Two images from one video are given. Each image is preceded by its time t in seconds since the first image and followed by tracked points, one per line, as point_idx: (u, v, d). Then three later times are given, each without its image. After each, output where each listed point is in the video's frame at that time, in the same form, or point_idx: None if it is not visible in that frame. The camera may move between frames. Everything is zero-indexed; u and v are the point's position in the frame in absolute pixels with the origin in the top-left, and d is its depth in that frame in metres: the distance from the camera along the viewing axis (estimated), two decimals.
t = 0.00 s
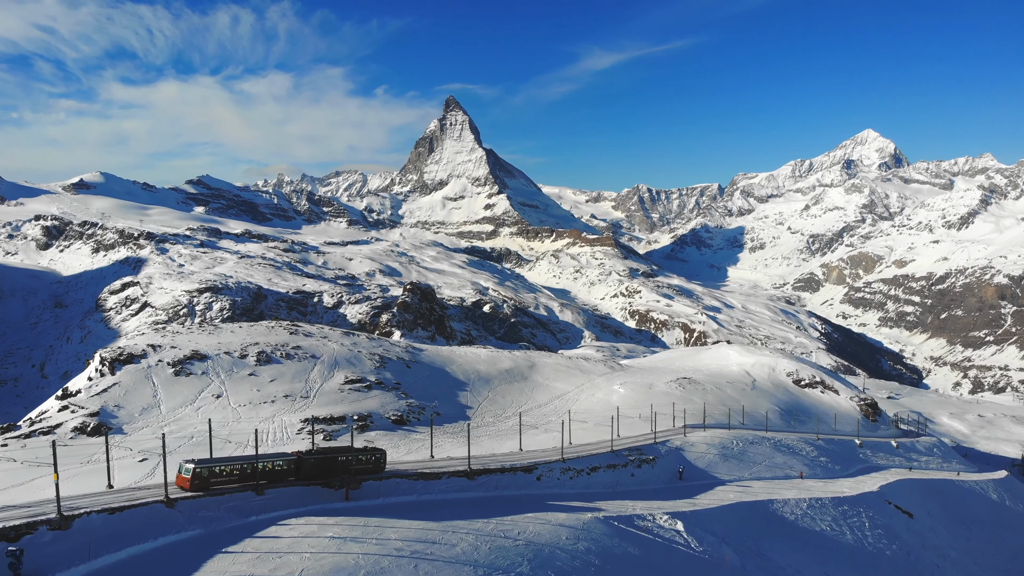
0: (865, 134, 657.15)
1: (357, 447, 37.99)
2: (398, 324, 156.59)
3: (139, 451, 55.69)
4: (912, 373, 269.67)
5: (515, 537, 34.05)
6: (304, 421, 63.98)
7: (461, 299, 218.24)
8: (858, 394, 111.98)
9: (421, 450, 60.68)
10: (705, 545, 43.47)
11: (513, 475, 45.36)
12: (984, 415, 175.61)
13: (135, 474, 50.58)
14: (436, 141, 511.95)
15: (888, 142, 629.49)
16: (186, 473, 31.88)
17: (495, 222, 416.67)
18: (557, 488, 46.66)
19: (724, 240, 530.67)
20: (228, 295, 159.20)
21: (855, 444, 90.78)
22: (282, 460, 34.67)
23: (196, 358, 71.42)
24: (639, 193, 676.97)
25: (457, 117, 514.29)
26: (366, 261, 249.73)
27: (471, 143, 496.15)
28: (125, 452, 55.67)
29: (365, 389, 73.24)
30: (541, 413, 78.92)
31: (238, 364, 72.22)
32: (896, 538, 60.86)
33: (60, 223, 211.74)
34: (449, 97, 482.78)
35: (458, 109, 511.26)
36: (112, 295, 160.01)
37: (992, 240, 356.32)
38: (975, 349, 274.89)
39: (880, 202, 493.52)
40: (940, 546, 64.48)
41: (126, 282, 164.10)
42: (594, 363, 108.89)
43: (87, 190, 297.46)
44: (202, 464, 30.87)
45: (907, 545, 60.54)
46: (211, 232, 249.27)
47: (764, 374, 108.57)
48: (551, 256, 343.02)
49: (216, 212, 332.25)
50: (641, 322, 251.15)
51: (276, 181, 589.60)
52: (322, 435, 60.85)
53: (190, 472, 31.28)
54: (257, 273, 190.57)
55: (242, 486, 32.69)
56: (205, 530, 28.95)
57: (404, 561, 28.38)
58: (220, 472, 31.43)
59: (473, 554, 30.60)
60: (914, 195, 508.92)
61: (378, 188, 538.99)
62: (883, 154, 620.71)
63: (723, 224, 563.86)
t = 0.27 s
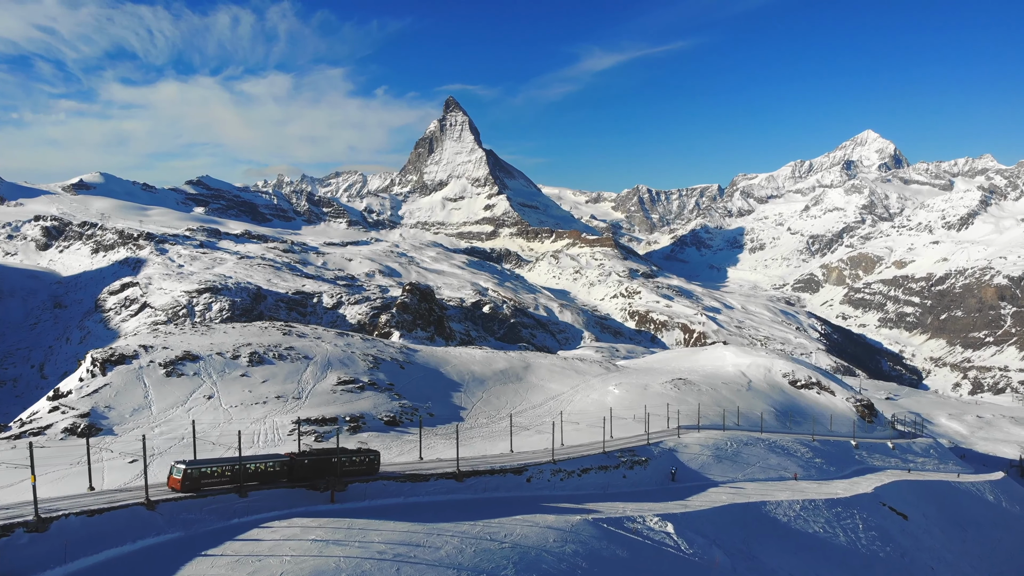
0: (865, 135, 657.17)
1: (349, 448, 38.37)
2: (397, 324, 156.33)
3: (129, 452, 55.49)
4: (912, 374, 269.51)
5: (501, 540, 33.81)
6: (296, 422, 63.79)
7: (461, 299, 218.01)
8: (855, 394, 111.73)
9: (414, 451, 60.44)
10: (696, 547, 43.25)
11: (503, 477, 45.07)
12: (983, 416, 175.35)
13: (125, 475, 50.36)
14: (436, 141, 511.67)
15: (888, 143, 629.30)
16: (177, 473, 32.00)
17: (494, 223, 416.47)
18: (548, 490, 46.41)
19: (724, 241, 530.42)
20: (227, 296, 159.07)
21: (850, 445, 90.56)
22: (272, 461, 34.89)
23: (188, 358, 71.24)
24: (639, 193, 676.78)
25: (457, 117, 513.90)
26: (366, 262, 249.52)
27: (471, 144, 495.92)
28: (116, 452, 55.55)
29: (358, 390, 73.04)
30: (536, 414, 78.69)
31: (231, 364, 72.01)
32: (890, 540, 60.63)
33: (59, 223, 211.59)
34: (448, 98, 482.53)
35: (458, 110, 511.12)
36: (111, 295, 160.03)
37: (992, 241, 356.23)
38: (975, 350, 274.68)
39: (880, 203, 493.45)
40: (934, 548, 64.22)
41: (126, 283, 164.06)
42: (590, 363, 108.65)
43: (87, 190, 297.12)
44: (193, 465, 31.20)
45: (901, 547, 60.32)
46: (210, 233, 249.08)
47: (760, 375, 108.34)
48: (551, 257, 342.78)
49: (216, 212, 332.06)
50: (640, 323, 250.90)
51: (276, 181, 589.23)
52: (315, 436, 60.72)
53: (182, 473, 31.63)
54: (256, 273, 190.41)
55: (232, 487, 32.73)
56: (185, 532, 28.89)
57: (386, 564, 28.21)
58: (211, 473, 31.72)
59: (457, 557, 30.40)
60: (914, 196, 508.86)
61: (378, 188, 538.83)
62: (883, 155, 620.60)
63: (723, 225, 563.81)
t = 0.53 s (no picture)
0: (865, 135, 657.14)
1: (345, 449, 38.18)
2: (396, 324, 156.01)
3: (121, 452, 55.36)
4: (911, 374, 269.35)
5: (489, 541, 33.55)
6: (289, 423, 63.53)
7: (461, 300, 217.82)
8: (851, 395, 111.46)
9: (408, 453, 60.29)
10: (687, 549, 43.03)
11: (493, 478, 44.77)
12: (981, 417, 175.20)
13: (116, 476, 50.17)
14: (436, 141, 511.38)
15: (887, 143, 628.77)
16: (168, 476, 32.07)
17: (494, 223, 416.26)
18: (539, 491, 46.18)
19: (724, 241, 530.17)
20: (227, 296, 158.86)
21: (847, 446, 90.35)
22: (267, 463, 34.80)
23: (181, 359, 70.95)
24: (639, 193, 676.46)
25: (457, 118, 513.68)
26: (366, 262, 249.28)
27: (470, 144, 495.66)
28: (108, 453, 55.37)
29: (352, 391, 72.79)
30: (531, 415, 78.60)
31: (223, 364, 71.74)
32: (885, 541, 60.43)
33: (59, 223, 211.26)
34: (448, 98, 482.20)
35: (458, 110, 510.90)
36: (111, 295, 159.96)
37: (992, 241, 356.16)
38: (974, 350, 274.56)
39: (880, 204, 493.30)
40: (930, 550, 64.00)
41: (125, 282, 163.92)
42: (585, 364, 108.41)
43: (87, 190, 296.84)
44: (183, 465, 31.50)
45: (895, 548, 60.09)
46: (210, 233, 248.80)
47: (756, 375, 108.16)
48: (551, 257, 342.54)
49: (216, 212, 331.72)
50: (640, 323, 250.71)
51: (276, 181, 588.76)
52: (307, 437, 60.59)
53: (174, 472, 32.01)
54: (256, 273, 190.13)
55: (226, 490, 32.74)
56: (168, 534, 28.79)
57: (370, 567, 27.94)
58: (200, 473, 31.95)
59: (443, 560, 30.16)
60: (914, 196, 508.63)
61: (378, 188, 538.51)
62: (883, 155, 620.50)
63: (723, 225, 563.68)
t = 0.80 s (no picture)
0: (865, 136, 657.16)
1: (338, 452, 38.62)
2: (395, 325, 155.72)
3: (110, 454, 55.09)
4: (911, 375, 269.15)
5: (473, 545, 33.30)
6: (280, 425, 63.29)
7: (460, 300, 217.66)
8: (848, 396, 111.20)
9: (399, 454, 60.11)
10: (677, 551, 42.80)
11: (481, 480, 44.53)
12: (980, 417, 174.91)
13: (104, 478, 49.91)
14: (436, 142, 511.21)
15: (887, 144, 627.82)
16: (159, 477, 32.39)
17: (494, 223, 416.00)
18: (528, 493, 45.95)
19: (724, 242, 530.06)
20: (226, 296, 158.62)
21: (842, 447, 90.18)
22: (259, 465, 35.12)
23: (172, 360, 70.65)
24: (639, 194, 676.29)
25: (457, 118, 513.60)
26: (365, 262, 249.07)
27: (470, 145, 495.46)
28: (97, 454, 55.17)
29: (344, 392, 72.55)
30: (525, 416, 78.42)
31: (215, 365, 71.47)
32: (878, 544, 60.19)
33: (59, 223, 211.00)
34: (448, 98, 481.90)
35: (458, 110, 510.80)
36: (110, 295, 159.99)
37: (991, 242, 356.07)
38: (974, 350, 274.37)
39: (879, 204, 493.15)
40: (924, 553, 63.74)
41: (125, 283, 163.82)
42: (580, 365, 108.14)
43: (87, 191, 296.76)
44: (175, 468, 32.00)
45: (889, 550, 59.88)
46: (210, 233, 248.56)
47: (752, 376, 107.97)
48: (550, 258, 342.31)
49: (215, 213, 331.49)
50: (639, 324, 250.47)
51: (276, 182, 588.51)
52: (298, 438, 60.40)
53: (167, 475, 32.40)
54: (255, 273, 189.79)
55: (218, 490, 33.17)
56: (147, 537, 28.62)
57: (350, 571, 27.69)
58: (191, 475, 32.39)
59: (427, 564, 29.95)
60: (913, 197, 508.41)
61: (378, 189, 538.40)
62: (883, 156, 620.37)
63: (723, 225, 563.62)
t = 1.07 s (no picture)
0: (865, 136, 657.27)
1: (329, 453, 39.73)
2: (394, 325, 155.44)
3: (100, 454, 54.83)
4: (911, 375, 269.09)
5: (458, 546, 33.05)
6: (270, 426, 63.08)
7: (460, 300, 217.49)
8: (843, 396, 110.95)
9: (391, 455, 59.97)
10: (665, 553, 42.59)
11: (469, 482, 44.22)
12: (978, 418, 174.87)
13: (92, 479, 49.69)
14: (436, 142, 510.97)
15: (887, 144, 628.72)
16: (151, 479, 33.67)
17: (494, 223, 415.80)
18: (517, 495, 45.67)
19: (724, 241, 529.81)
20: (226, 296, 158.39)
21: (837, 448, 89.97)
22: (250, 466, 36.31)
23: (164, 360, 70.41)
24: (639, 194, 676.12)
25: (456, 118, 513.31)
26: (365, 262, 248.85)
27: (470, 145, 495.16)
28: (87, 454, 54.87)
29: (336, 392, 72.31)
30: (519, 416, 78.26)
31: (207, 366, 71.25)
32: (871, 545, 59.95)
33: (58, 223, 210.82)
34: (448, 98, 481.49)
35: (458, 110, 510.46)
36: (110, 295, 160.05)
37: (991, 242, 356.08)
38: (974, 350, 274.35)
39: (879, 204, 492.97)
40: (918, 554, 63.46)
41: (124, 283, 163.69)
42: (575, 365, 107.82)
43: (86, 191, 296.42)
44: (163, 467, 33.41)
45: (882, 552, 59.66)
46: (209, 232, 248.45)
47: (747, 376, 107.78)
48: (550, 258, 342.02)
49: (215, 213, 331.13)
50: (639, 324, 250.36)
51: (276, 182, 588.10)
52: (289, 439, 60.10)
53: (158, 478, 33.68)
54: (255, 273, 189.51)
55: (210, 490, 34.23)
56: (126, 539, 28.46)
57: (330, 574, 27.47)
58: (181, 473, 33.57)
59: (409, 566, 29.78)
60: (913, 197, 508.12)
61: (378, 188, 538.05)
62: (883, 156, 620.38)
63: (723, 225, 563.28)
